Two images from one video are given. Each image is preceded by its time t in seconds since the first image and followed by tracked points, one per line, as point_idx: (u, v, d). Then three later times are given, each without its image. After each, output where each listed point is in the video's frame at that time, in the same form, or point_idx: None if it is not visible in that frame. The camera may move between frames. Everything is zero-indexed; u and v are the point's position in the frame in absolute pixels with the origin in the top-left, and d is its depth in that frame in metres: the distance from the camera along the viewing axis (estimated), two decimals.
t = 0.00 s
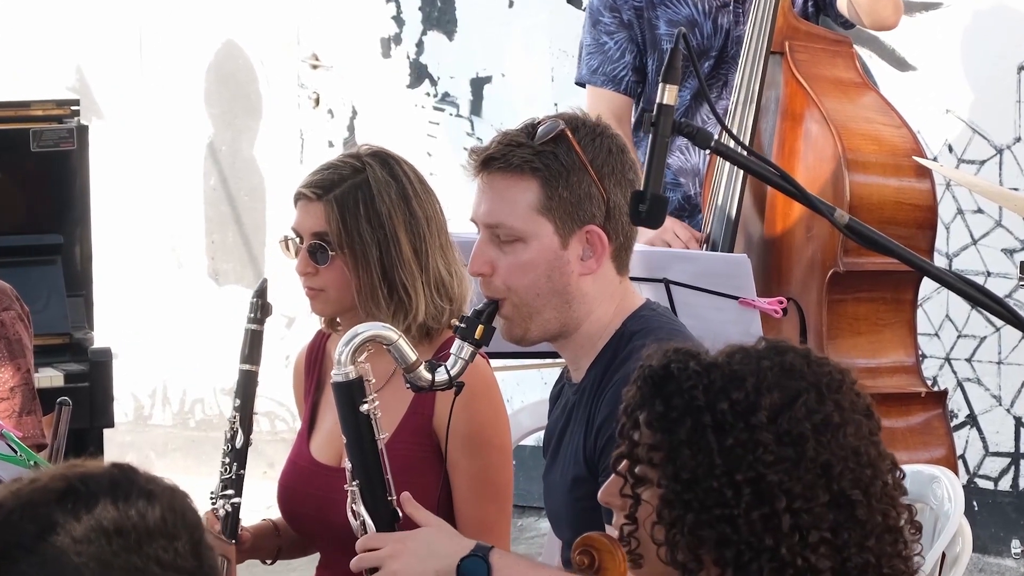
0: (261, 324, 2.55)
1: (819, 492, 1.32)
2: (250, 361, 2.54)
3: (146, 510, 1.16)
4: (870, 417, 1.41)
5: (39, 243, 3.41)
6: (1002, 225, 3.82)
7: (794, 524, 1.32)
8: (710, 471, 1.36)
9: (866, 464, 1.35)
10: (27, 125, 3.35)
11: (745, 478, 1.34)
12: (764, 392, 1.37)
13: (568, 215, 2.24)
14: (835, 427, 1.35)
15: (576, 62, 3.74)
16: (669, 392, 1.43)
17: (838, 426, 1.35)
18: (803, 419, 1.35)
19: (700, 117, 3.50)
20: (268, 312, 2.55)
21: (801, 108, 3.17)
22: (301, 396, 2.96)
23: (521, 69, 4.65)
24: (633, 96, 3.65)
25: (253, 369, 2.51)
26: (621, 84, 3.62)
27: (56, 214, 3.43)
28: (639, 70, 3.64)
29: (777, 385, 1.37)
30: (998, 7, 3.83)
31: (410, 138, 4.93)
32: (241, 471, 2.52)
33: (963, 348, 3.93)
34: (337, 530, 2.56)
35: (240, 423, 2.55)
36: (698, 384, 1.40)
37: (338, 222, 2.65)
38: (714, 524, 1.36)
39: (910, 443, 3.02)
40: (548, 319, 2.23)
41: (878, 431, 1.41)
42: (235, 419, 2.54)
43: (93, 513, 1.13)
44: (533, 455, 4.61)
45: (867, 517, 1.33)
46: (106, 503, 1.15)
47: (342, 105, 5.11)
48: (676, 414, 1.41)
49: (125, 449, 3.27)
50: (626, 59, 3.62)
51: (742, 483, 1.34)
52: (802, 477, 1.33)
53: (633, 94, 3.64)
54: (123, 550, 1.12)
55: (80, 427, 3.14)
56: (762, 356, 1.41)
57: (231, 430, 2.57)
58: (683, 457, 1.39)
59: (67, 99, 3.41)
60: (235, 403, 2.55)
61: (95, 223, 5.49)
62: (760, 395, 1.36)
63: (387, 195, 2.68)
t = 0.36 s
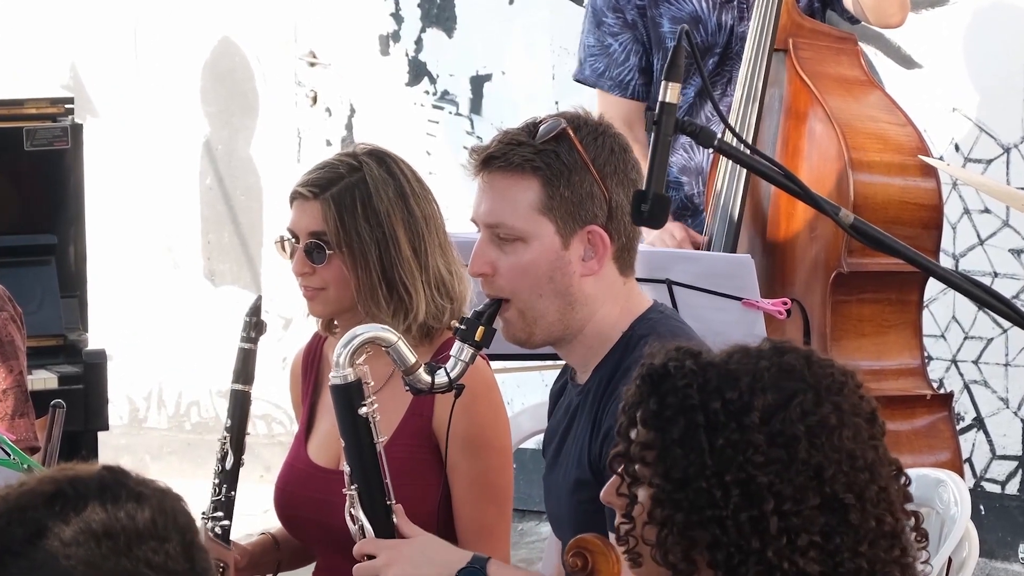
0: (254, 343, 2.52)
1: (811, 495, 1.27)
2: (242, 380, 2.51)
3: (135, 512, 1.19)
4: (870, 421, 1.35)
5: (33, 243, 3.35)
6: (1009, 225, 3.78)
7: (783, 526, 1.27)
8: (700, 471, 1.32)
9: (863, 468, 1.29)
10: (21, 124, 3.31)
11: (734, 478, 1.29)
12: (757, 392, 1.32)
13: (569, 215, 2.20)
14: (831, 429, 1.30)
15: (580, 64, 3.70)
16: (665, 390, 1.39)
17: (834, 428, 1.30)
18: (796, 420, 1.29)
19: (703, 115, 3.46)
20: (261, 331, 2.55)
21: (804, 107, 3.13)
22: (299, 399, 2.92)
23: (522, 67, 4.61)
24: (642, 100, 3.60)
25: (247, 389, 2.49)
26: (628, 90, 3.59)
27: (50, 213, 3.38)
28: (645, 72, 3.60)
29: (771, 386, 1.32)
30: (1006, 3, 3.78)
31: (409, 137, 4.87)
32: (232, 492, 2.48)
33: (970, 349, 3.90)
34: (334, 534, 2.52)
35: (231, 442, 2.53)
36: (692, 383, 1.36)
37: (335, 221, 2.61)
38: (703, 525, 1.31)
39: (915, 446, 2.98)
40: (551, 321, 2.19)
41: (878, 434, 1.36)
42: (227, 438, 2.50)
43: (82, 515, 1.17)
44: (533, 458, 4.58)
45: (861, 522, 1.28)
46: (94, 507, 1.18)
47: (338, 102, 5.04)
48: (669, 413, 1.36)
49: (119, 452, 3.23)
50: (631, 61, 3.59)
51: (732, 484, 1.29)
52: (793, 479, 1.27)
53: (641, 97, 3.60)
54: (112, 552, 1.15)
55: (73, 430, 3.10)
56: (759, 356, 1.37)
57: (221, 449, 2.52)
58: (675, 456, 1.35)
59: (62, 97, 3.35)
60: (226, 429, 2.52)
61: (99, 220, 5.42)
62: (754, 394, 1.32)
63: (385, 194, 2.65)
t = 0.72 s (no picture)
0: (252, 347, 2.50)
1: (774, 498, 1.21)
2: (241, 386, 2.49)
3: (112, 525, 1.21)
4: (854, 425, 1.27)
5: (28, 243, 3.30)
6: (1016, 224, 3.73)
7: (744, 528, 1.22)
8: (667, 470, 1.27)
9: (835, 472, 1.22)
10: (13, 121, 3.25)
11: (698, 478, 1.24)
12: (729, 391, 1.26)
13: (573, 214, 2.18)
14: (803, 430, 1.23)
15: (587, 59, 3.64)
16: (649, 389, 1.33)
17: (808, 429, 1.23)
18: (766, 422, 1.23)
19: (707, 112, 3.42)
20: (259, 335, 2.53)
21: (811, 105, 3.10)
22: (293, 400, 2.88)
23: (522, 65, 4.55)
24: (653, 92, 3.54)
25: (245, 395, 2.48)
26: (640, 83, 3.54)
27: (43, 213, 3.33)
28: (654, 63, 3.55)
29: (747, 385, 1.26)
30: None
31: (408, 136, 4.82)
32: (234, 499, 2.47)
33: (976, 351, 3.86)
34: (329, 538, 2.48)
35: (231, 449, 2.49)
36: (672, 382, 1.31)
37: (333, 218, 2.57)
38: (667, 523, 1.26)
39: (923, 450, 2.95)
40: (555, 321, 2.18)
41: (865, 442, 1.28)
42: (227, 444, 2.47)
43: (58, 532, 1.19)
44: (534, 462, 4.54)
45: (829, 527, 1.21)
46: (70, 520, 1.20)
47: (337, 101, 4.98)
48: (648, 411, 1.31)
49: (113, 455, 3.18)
50: (639, 54, 3.54)
51: (696, 484, 1.24)
52: (758, 480, 1.22)
53: (652, 90, 3.54)
54: (88, 568, 1.17)
55: (67, 433, 3.05)
56: (745, 356, 1.31)
57: (221, 456, 2.50)
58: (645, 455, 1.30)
59: (54, 95, 3.31)
60: (227, 432, 2.50)
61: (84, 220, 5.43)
62: (726, 393, 1.26)
63: (384, 191, 2.61)
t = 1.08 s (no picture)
0: (262, 354, 2.55)
1: (721, 504, 1.17)
2: (249, 392, 2.55)
3: (108, 533, 1.13)
4: (826, 438, 1.21)
5: (21, 244, 3.22)
6: None
7: (690, 531, 1.19)
8: (634, 465, 1.25)
9: (789, 484, 1.17)
10: (6, 120, 3.21)
11: (655, 477, 1.22)
12: (701, 390, 1.24)
13: (575, 215, 2.16)
14: (765, 437, 1.19)
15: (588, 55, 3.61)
16: (643, 386, 1.32)
17: (769, 436, 1.19)
18: (726, 427, 1.20)
19: (710, 112, 3.39)
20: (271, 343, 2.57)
21: (813, 103, 3.06)
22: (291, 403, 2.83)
23: (523, 63, 4.50)
24: (649, 92, 3.50)
25: (253, 401, 2.52)
26: (634, 80, 3.50)
27: (37, 213, 3.26)
28: (653, 62, 3.51)
29: (721, 386, 1.24)
30: None
31: (406, 135, 4.77)
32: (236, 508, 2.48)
33: (983, 353, 3.83)
34: (328, 544, 2.43)
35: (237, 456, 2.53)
36: (660, 379, 1.29)
37: (327, 217, 2.53)
38: (628, 517, 1.25)
39: (926, 453, 2.91)
40: (556, 323, 2.15)
41: (841, 457, 1.21)
42: (232, 449, 2.52)
43: (53, 541, 1.10)
44: (535, 465, 4.51)
45: (773, 539, 1.16)
46: (65, 528, 1.11)
47: (334, 99, 4.92)
48: (636, 407, 1.29)
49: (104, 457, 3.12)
50: (638, 52, 3.50)
51: (652, 482, 1.22)
52: (708, 484, 1.18)
53: (648, 89, 3.50)
54: None
55: (62, 436, 3.01)
56: (737, 360, 1.28)
57: (226, 464, 2.52)
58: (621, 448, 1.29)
59: (49, 94, 3.27)
60: (233, 439, 2.53)
61: (79, 221, 5.40)
62: (696, 392, 1.24)
63: (379, 189, 2.56)
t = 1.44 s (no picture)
0: (263, 356, 2.51)
1: (707, 507, 1.22)
2: (248, 395, 2.51)
3: (118, 528, 1.14)
4: (819, 443, 1.25)
5: (16, 243, 3.20)
6: None
7: (677, 533, 1.24)
8: (628, 466, 1.31)
9: (776, 489, 1.21)
10: None
11: (647, 479, 1.27)
12: (695, 393, 1.29)
13: (579, 214, 2.13)
14: (755, 441, 1.23)
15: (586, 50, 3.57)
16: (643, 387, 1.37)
17: (759, 441, 1.23)
18: (716, 431, 1.25)
19: (713, 109, 3.36)
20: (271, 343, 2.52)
21: (819, 101, 3.02)
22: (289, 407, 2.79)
23: (523, 60, 4.46)
24: (645, 88, 3.48)
25: (253, 404, 2.48)
26: (631, 76, 3.46)
27: (30, 213, 3.23)
28: (651, 59, 3.48)
29: (716, 391, 1.28)
30: None
31: (405, 134, 4.73)
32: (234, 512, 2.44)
33: (990, 355, 3.79)
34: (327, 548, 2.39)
35: (235, 460, 2.48)
36: (658, 381, 1.34)
37: (321, 223, 2.49)
38: (621, 515, 1.31)
39: (934, 456, 2.87)
40: (557, 324, 2.12)
41: (834, 463, 1.25)
42: (230, 453, 2.47)
43: (63, 533, 1.11)
44: (536, 469, 4.47)
45: (758, 543, 1.21)
46: (75, 522, 1.12)
47: (332, 97, 4.89)
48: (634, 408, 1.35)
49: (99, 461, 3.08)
50: (636, 48, 3.46)
51: (642, 483, 1.28)
52: (697, 487, 1.23)
53: (645, 85, 3.47)
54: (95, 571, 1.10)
55: (56, 439, 2.96)
56: (735, 360, 1.34)
57: (224, 467, 2.47)
58: (618, 449, 1.34)
59: (42, 92, 3.20)
60: (231, 440, 2.49)
61: (74, 222, 5.27)
62: (691, 395, 1.29)
63: (372, 193, 2.52)
